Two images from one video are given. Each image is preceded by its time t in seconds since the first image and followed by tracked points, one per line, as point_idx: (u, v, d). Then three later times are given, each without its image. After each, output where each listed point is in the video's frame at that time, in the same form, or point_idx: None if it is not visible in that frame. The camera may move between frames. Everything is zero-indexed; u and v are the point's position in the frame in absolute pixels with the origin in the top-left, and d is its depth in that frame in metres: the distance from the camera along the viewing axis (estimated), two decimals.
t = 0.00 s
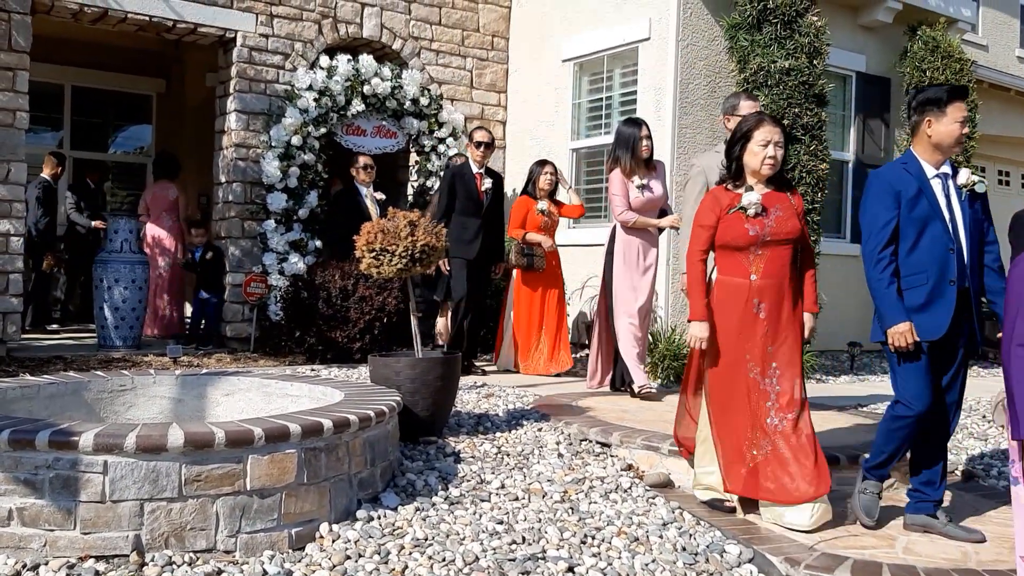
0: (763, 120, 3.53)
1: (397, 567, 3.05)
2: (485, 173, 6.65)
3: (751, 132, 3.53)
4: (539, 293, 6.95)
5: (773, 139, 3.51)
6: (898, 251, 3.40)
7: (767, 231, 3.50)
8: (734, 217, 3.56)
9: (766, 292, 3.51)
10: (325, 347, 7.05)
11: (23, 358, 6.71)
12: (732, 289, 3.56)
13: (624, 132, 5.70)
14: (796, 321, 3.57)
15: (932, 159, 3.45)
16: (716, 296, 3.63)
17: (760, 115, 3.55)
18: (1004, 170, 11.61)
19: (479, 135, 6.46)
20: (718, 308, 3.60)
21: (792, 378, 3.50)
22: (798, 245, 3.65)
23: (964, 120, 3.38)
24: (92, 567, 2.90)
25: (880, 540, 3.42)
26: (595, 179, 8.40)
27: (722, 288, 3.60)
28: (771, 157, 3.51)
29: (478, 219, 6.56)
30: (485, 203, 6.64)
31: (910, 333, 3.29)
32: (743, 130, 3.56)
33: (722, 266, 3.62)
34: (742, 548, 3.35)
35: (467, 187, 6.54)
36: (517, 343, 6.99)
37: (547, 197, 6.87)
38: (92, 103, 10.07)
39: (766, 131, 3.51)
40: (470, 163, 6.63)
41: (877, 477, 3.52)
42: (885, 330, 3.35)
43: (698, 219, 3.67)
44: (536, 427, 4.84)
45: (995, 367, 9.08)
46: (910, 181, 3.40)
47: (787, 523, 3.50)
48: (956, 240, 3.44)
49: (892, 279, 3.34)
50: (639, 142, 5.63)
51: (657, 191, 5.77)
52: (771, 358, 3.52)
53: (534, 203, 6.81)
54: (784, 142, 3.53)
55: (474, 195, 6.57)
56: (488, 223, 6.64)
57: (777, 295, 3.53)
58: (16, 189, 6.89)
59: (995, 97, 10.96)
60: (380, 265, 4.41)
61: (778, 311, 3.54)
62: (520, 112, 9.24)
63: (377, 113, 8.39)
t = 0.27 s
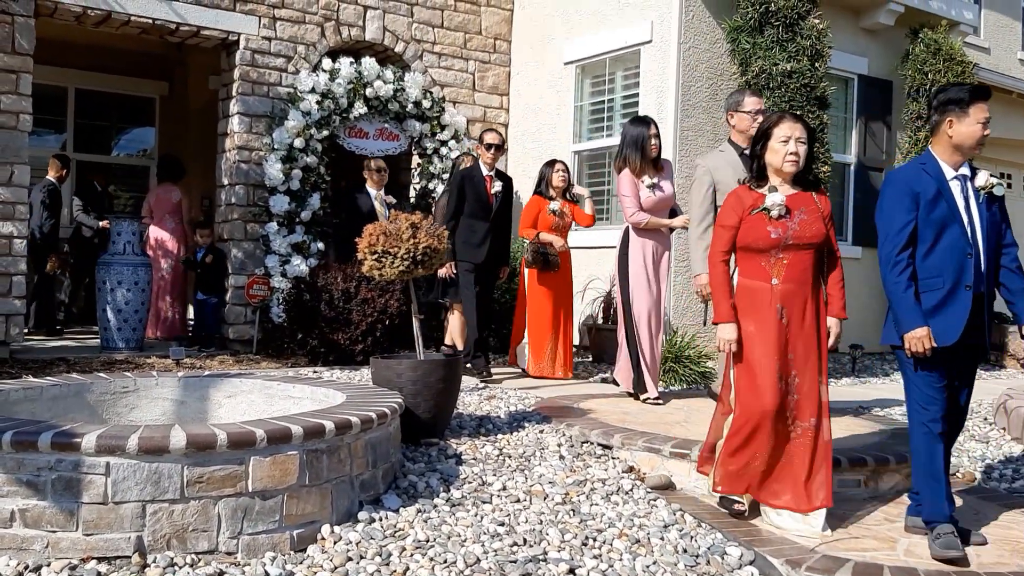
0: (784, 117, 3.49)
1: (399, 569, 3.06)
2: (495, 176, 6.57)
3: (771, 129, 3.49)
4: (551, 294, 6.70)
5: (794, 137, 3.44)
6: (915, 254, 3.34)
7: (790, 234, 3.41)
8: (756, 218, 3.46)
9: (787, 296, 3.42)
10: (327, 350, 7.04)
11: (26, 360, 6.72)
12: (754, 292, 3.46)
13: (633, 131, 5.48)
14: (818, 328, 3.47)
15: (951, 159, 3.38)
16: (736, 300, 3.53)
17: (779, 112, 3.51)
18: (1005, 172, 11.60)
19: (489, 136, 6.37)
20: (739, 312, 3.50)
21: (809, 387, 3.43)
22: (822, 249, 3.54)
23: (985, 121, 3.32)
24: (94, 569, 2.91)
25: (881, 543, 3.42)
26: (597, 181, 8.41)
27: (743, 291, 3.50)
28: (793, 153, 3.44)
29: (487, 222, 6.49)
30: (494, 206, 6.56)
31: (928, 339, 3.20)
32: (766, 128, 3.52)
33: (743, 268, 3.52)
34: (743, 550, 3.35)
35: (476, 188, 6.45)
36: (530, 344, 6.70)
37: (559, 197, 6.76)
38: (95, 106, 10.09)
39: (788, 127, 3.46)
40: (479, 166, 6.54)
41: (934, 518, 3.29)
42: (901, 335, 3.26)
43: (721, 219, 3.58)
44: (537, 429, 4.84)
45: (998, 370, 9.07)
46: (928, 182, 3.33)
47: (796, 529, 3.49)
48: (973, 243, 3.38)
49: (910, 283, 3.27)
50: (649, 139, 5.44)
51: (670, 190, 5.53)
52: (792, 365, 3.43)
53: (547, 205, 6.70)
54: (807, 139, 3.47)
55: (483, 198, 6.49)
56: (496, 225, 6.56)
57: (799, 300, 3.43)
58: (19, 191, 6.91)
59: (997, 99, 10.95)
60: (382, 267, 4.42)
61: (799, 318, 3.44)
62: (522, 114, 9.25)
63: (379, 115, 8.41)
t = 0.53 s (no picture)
0: (800, 117, 3.35)
1: (398, 570, 3.06)
2: (504, 176, 6.37)
3: (784, 129, 3.37)
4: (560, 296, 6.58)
5: (810, 138, 3.32)
6: (929, 255, 3.28)
7: (806, 235, 3.29)
8: (771, 219, 3.34)
9: (804, 299, 3.28)
10: (327, 351, 7.05)
11: (26, 362, 6.73)
12: (769, 296, 3.32)
13: (638, 130, 5.35)
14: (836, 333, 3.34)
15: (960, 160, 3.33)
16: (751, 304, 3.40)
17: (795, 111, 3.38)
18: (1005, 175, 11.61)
19: (498, 136, 6.22)
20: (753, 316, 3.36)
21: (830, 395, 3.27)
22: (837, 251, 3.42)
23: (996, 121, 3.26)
24: (93, 570, 2.91)
25: (881, 544, 3.42)
26: (597, 183, 8.41)
27: (758, 294, 3.37)
28: (808, 155, 3.31)
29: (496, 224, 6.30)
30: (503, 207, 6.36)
31: (943, 343, 3.14)
32: (780, 128, 3.40)
33: (758, 270, 3.39)
34: (742, 552, 3.35)
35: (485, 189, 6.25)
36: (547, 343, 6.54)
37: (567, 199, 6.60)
38: (95, 107, 10.09)
39: (804, 127, 3.33)
40: (488, 165, 6.33)
41: (947, 526, 3.25)
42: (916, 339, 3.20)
43: (733, 220, 3.45)
44: (537, 431, 4.84)
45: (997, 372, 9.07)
46: (939, 183, 3.27)
47: (813, 536, 3.42)
48: (987, 243, 3.33)
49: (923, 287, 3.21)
50: (655, 139, 5.30)
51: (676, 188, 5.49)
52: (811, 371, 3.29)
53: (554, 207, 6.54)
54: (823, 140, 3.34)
55: (492, 200, 6.29)
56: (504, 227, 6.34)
57: (817, 304, 3.30)
58: (19, 193, 6.91)
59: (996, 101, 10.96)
60: (382, 268, 4.43)
61: (816, 322, 3.31)
62: (522, 116, 9.26)
63: (379, 117, 8.42)
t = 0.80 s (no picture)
0: (813, 120, 3.29)
1: (400, 572, 3.06)
2: (513, 176, 6.45)
3: (800, 134, 3.30)
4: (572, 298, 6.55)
5: (823, 142, 3.27)
6: (943, 258, 3.25)
7: (822, 238, 3.25)
8: (785, 223, 3.29)
9: (821, 304, 3.25)
10: (329, 353, 7.05)
11: (28, 363, 6.73)
12: (785, 302, 3.28)
13: (651, 129, 5.38)
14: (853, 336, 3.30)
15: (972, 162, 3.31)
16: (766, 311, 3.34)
17: (810, 114, 3.31)
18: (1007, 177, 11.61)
19: (507, 135, 6.30)
20: (768, 323, 3.32)
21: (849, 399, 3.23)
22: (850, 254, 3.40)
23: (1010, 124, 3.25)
24: (95, 571, 2.91)
25: (883, 547, 3.41)
26: (598, 184, 8.41)
27: (772, 300, 3.32)
28: (820, 161, 3.27)
29: (505, 224, 6.34)
30: (512, 207, 6.44)
31: (962, 349, 3.07)
32: (791, 131, 3.34)
33: (772, 276, 3.34)
34: (744, 554, 3.34)
35: (494, 188, 6.28)
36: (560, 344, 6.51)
37: (572, 198, 6.60)
38: (98, 109, 10.10)
39: (817, 133, 3.27)
40: (498, 165, 6.42)
41: (949, 528, 3.24)
42: (933, 344, 3.14)
43: (744, 226, 3.41)
44: (539, 433, 4.84)
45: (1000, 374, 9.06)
46: (954, 184, 3.25)
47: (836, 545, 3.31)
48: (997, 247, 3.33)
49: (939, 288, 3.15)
50: (667, 137, 5.33)
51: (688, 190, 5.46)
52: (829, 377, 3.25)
53: (559, 207, 6.51)
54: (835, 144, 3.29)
55: (501, 199, 6.33)
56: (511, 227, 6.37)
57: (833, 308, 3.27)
58: (22, 194, 6.92)
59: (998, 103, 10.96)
60: (384, 270, 4.43)
61: (832, 326, 3.28)
62: (524, 118, 9.26)
63: (381, 119, 8.43)
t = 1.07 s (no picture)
0: (830, 117, 3.18)
1: (401, 572, 3.06)
2: (522, 175, 6.32)
3: (816, 131, 3.18)
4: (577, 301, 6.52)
5: (839, 140, 3.16)
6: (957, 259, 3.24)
7: (835, 238, 3.18)
8: (797, 223, 3.22)
9: (834, 305, 3.19)
10: (330, 353, 7.04)
11: (29, 363, 6.73)
12: (798, 304, 3.23)
13: (667, 129, 5.31)
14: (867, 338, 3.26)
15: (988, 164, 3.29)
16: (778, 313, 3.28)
17: (826, 110, 3.19)
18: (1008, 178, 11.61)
19: (518, 133, 6.14)
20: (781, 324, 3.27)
21: (863, 402, 3.17)
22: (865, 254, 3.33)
23: None
24: (96, 572, 2.91)
25: (883, 547, 3.41)
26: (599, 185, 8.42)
27: (785, 302, 3.27)
28: (836, 161, 3.17)
29: (513, 223, 6.25)
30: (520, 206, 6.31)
31: (976, 351, 3.04)
32: (806, 128, 3.22)
33: (784, 278, 3.28)
34: (745, 554, 3.34)
35: (502, 187, 6.20)
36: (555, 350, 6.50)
37: (580, 197, 6.44)
38: (99, 109, 10.11)
39: (833, 131, 3.17)
40: (507, 163, 6.27)
41: (950, 528, 3.23)
42: (946, 346, 3.11)
43: (756, 225, 3.33)
44: (539, 433, 4.84)
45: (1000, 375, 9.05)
46: (971, 185, 3.23)
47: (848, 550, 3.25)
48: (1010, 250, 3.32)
49: (953, 289, 3.13)
50: (681, 138, 5.24)
51: (705, 194, 5.41)
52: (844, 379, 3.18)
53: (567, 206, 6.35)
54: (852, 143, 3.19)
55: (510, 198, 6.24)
56: (516, 227, 6.26)
57: (848, 309, 3.20)
58: (23, 195, 6.93)
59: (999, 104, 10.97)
60: (385, 271, 4.43)
61: (847, 327, 3.21)
62: (525, 118, 9.26)
63: (382, 120, 8.43)
